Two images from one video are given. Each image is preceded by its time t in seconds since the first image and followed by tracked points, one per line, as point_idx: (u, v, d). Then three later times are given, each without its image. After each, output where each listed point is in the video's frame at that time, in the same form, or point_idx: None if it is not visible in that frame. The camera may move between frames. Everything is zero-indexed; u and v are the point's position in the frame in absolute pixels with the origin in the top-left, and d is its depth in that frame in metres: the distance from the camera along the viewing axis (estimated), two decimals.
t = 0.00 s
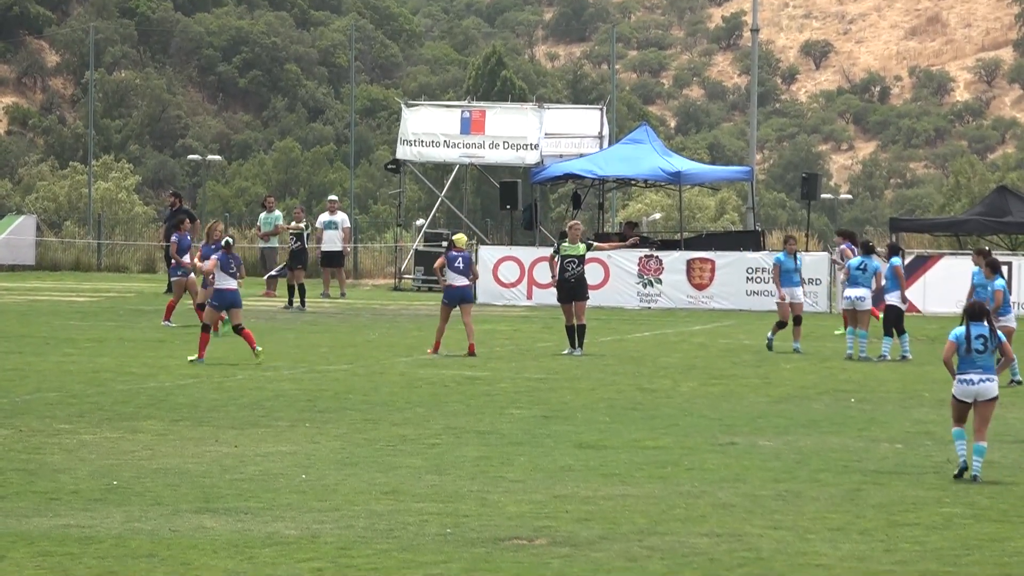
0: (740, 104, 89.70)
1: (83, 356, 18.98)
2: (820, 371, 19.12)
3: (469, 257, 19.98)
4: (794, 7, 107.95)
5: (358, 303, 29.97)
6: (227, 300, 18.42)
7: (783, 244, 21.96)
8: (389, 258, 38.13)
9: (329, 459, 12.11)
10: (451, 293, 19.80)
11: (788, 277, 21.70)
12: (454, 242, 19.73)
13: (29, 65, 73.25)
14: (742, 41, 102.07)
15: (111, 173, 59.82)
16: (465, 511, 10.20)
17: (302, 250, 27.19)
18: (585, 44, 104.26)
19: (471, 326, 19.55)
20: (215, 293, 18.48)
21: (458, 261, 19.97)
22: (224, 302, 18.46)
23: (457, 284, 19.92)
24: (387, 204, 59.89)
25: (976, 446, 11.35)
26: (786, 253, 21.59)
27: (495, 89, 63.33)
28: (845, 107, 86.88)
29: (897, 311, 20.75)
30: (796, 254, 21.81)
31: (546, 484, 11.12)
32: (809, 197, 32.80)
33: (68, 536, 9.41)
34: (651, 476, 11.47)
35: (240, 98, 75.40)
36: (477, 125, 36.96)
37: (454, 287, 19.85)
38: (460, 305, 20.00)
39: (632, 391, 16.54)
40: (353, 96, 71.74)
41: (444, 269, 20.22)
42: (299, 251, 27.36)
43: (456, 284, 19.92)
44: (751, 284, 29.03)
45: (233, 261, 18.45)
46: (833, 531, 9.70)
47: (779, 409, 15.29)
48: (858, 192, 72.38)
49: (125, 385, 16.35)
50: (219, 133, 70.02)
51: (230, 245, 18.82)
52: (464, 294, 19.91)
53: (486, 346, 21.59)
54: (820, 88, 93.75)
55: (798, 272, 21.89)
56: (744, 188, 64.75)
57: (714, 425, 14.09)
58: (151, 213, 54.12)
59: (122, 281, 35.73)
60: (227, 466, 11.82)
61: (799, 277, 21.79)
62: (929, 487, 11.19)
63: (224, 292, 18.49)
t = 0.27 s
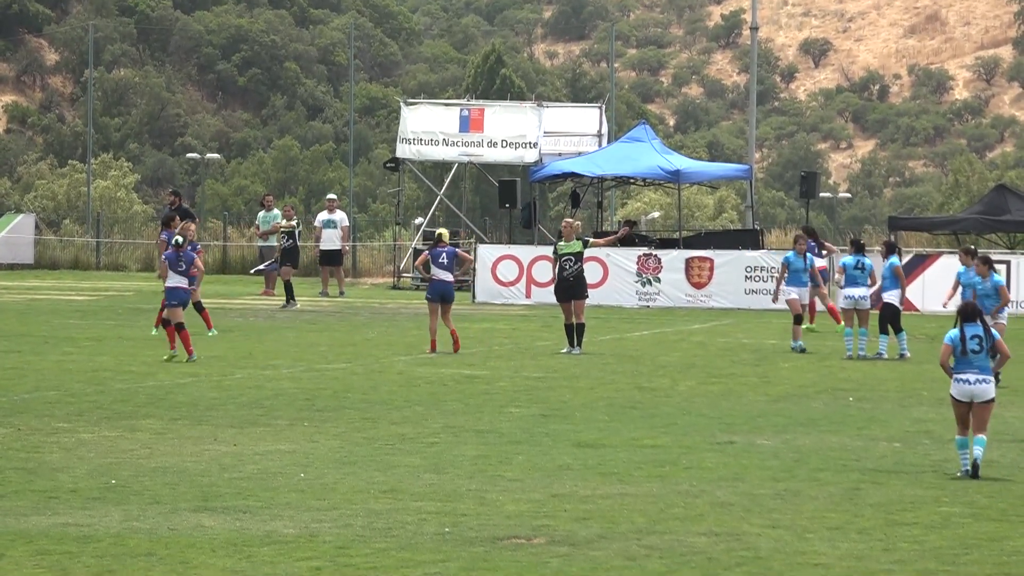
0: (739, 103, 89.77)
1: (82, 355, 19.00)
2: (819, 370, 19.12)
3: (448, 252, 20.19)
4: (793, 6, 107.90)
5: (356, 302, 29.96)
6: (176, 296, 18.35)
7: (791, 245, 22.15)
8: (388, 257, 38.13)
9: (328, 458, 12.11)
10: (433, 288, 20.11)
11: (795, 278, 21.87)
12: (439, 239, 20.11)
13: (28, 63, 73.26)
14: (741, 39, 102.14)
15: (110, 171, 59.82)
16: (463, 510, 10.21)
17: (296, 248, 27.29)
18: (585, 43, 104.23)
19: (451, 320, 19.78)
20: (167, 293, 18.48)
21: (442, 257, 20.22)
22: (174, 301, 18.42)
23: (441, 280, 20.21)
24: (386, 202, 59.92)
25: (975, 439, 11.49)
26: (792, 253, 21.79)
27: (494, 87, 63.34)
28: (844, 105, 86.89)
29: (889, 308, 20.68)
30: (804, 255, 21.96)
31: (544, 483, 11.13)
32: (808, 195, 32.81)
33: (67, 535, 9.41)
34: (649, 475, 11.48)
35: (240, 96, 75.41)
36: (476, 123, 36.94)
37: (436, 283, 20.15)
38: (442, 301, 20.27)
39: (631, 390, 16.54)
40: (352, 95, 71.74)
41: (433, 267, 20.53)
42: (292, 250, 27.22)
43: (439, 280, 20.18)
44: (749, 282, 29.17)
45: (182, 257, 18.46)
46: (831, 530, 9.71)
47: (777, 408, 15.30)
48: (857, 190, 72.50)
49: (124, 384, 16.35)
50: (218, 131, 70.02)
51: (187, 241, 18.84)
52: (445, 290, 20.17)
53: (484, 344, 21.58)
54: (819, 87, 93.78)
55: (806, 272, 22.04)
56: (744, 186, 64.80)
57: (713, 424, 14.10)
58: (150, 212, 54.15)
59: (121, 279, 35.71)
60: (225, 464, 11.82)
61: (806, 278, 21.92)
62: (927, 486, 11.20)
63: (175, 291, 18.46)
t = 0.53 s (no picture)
0: (739, 102, 89.78)
1: (83, 354, 18.99)
2: (819, 368, 19.12)
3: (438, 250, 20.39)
4: (793, 4, 107.87)
5: (356, 300, 29.93)
6: (137, 296, 18.36)
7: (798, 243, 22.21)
8: (388, 255, 38.11)
9: (328, 456, 12.11)
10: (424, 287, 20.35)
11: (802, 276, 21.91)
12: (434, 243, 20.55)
13: (27, 62, 73.24)
14: (741, 38, 102.16)
15: (110, 170, 59.79)
16: (464, 508, 10.20)
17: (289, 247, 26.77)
18: (584, 41, 104.20)
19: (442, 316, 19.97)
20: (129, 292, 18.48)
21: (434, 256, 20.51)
22: (135, 301, 18.42)
23: (431, 278, 20.46)
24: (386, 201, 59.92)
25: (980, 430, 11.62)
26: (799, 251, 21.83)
27: (494, 86, 63.31)
28: (844, 104, 86.87)
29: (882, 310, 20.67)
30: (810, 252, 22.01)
31: (544, 481, 11.12)
32: (807, 194, 32.80)
33: (67, 533, 9.41)
34: (649, 473, 11.47)
35: (239, 95, 75.40)
36: (476, 121, 36.91)
37: (426, 281, 20.43)
38: (434, 300, 20.50)
39: (630, 388, 16.52)
40: (352, 93, 71.73)
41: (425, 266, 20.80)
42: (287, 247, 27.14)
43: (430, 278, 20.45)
44: (750, 281, 29.22)
45: (147, 260, 18.63)
46: (831, 528, 9.71)
47: (777, 406, 15.29)
48: (857, 189, 72.51)
49: (123, 382, 16.34)
50: (218, 130, 70.00)
51: (150, 246, 19.06)
52: (436, 288, 20.37)
53: (484, 343, 21.56)
54: (819, 85, 93.74)
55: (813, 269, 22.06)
56: (743, 184, 64.79)
57: (713, 422, 14.08)
58: (151, 211, 54.17)
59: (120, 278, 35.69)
60: (226, 463, 11.81)
61: (814, 275, 21.97)
62: (927, 484, 11.19)
63: (136, 291, 18.48)
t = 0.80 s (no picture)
0: (739, 101, 89.78)
1: (83, 353, 18.98)
2: (819, 367, 19.10)
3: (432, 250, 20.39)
4: (793, 3, 107.88)
5: (355, 300, 29.92)
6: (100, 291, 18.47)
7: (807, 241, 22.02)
8: (388, 254, 38.11)
9: (328, 455, 12.10)
10: (418, 286, 20.20)
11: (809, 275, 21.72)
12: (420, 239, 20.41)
13: (27, 61, 73.26)
14: (741, 37, 102.17)
15: (110, 169, 59.79)
16: (463, 508, 10.20)
17: (282, 248, 26.78)
18: (584, 40, 104.21)
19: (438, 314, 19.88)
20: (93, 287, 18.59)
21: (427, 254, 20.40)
22: (99, 295, 18.53)
23: (424, 276, 20.31)
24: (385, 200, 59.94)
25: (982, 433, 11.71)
26: (806, 250, 21.62)
27: (494, 84, 63.29)
28: (844, 103, 86.84)
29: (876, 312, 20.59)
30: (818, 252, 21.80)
31: (544, 481, 11.11)
32: (807, 193, 32.80)
33: (66, 533, 9.41)
34: (649, 473, 11.46)
35: (239, 94, 75.39)
36: (475, 121, 36.91)
37: (420, 280, 20.27)
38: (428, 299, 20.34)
39: (630, 388, 16.51)
40: (352, 92, 71.73)
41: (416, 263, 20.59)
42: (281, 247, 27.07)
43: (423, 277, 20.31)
44: (749, 280, 29.26)
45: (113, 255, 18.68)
46: (832, 528, 9.70)
47: (777, 406, 15.29)
48: (857, 188, 72.54)
49: (123, 382, 16.33)
50: (218, 129, 69.97)
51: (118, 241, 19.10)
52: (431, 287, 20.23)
53: (483, 342, 21.55)
54: (819, 84, 93.76)
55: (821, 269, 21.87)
56: (744, 183, 64.80)
57: (712, 422, 14.08)
58: (150, 210, 54.16)
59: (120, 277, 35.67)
60: (225, 462, 11.81)
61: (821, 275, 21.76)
62: (926, 483, 11.19)
63: (100, 286, 18.58)
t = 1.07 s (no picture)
0: (739, 101, 89.75)
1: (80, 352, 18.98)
2: (819, 367, 19.11)
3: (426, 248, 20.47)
4: (793, 3, 107.85)
5: (355, 300, 29.92)
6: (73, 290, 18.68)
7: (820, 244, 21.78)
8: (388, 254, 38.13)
9: (328, 455, 12.10)
10: (409, 285, 20.28)
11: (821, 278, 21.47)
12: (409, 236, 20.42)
13: (27, 61, 73.25)
14: (740, 37, 102.17)
15: (109, 169, 59.80)
16: (463, 507, 10.20)
17: (278, 247, 26.75)
18: (584, 40, 104.17)
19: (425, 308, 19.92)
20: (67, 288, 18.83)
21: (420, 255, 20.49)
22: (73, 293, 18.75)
23: (413, 278, 20.40)
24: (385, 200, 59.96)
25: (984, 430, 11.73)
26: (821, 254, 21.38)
27: (494, 84, 63.28)
28: (844, 103, 86.82)
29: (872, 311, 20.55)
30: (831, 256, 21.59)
31: (544, 480, 11.12)
32: (807, 193, 32.82)
33: (66, 532, 9.41)
34: (649, 472, 11.46)
35: (239, 94, 75.38)
36: (475, 121, 36.91)
37: (410, 279, 20.32)
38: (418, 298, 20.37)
39: (630, 387, 16.51)
40: (352, 92, 71.73)
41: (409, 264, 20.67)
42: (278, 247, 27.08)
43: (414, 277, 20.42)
44: (749, 280, 29.26)
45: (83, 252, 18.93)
46: (831, 527, 9.71)
47: (776, 406, 15.29)
48: (856, 188, 72.59)
49: (123, 381, 16.33)
50: (218, 129, 69.96)
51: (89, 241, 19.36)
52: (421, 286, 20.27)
53: (483, 342, 21.55)
54: (819, 84, 93.74)
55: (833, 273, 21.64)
56: (743, 183, 64.84)
57: (712, 422, 14.07)
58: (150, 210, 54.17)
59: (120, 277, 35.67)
60: (225, 462, 11.81)
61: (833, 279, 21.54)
62: (926, 483, 11.20)
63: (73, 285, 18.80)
